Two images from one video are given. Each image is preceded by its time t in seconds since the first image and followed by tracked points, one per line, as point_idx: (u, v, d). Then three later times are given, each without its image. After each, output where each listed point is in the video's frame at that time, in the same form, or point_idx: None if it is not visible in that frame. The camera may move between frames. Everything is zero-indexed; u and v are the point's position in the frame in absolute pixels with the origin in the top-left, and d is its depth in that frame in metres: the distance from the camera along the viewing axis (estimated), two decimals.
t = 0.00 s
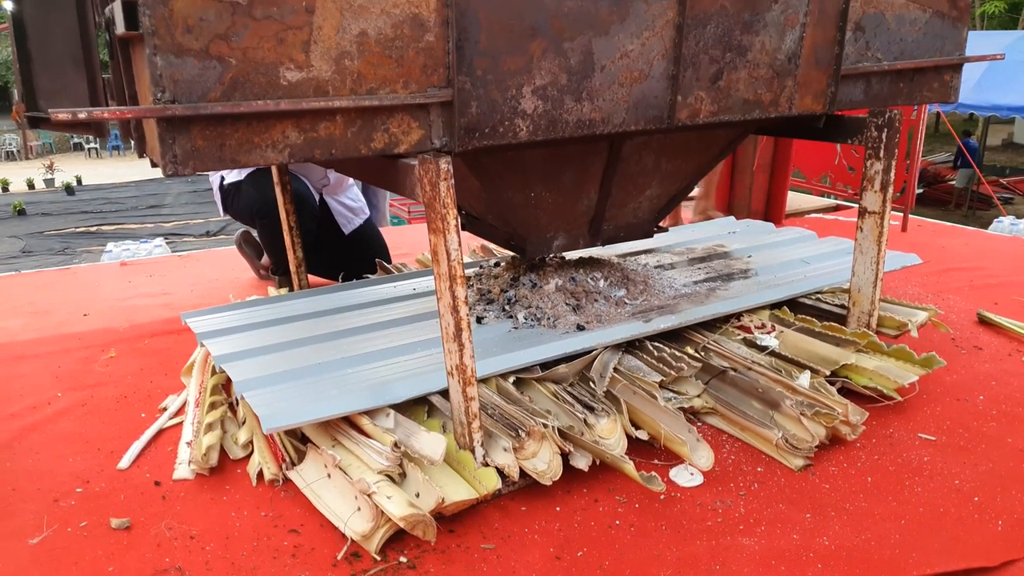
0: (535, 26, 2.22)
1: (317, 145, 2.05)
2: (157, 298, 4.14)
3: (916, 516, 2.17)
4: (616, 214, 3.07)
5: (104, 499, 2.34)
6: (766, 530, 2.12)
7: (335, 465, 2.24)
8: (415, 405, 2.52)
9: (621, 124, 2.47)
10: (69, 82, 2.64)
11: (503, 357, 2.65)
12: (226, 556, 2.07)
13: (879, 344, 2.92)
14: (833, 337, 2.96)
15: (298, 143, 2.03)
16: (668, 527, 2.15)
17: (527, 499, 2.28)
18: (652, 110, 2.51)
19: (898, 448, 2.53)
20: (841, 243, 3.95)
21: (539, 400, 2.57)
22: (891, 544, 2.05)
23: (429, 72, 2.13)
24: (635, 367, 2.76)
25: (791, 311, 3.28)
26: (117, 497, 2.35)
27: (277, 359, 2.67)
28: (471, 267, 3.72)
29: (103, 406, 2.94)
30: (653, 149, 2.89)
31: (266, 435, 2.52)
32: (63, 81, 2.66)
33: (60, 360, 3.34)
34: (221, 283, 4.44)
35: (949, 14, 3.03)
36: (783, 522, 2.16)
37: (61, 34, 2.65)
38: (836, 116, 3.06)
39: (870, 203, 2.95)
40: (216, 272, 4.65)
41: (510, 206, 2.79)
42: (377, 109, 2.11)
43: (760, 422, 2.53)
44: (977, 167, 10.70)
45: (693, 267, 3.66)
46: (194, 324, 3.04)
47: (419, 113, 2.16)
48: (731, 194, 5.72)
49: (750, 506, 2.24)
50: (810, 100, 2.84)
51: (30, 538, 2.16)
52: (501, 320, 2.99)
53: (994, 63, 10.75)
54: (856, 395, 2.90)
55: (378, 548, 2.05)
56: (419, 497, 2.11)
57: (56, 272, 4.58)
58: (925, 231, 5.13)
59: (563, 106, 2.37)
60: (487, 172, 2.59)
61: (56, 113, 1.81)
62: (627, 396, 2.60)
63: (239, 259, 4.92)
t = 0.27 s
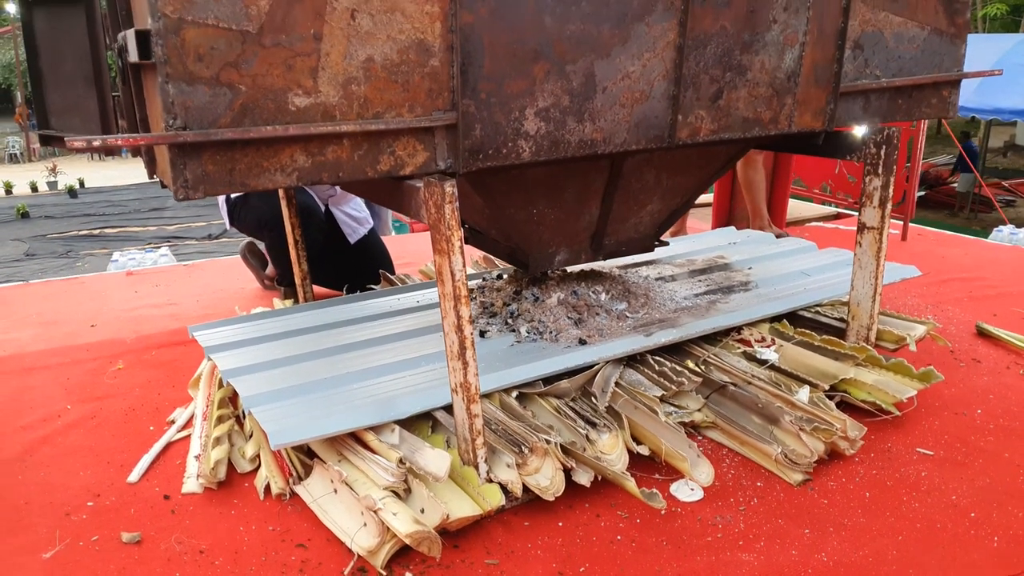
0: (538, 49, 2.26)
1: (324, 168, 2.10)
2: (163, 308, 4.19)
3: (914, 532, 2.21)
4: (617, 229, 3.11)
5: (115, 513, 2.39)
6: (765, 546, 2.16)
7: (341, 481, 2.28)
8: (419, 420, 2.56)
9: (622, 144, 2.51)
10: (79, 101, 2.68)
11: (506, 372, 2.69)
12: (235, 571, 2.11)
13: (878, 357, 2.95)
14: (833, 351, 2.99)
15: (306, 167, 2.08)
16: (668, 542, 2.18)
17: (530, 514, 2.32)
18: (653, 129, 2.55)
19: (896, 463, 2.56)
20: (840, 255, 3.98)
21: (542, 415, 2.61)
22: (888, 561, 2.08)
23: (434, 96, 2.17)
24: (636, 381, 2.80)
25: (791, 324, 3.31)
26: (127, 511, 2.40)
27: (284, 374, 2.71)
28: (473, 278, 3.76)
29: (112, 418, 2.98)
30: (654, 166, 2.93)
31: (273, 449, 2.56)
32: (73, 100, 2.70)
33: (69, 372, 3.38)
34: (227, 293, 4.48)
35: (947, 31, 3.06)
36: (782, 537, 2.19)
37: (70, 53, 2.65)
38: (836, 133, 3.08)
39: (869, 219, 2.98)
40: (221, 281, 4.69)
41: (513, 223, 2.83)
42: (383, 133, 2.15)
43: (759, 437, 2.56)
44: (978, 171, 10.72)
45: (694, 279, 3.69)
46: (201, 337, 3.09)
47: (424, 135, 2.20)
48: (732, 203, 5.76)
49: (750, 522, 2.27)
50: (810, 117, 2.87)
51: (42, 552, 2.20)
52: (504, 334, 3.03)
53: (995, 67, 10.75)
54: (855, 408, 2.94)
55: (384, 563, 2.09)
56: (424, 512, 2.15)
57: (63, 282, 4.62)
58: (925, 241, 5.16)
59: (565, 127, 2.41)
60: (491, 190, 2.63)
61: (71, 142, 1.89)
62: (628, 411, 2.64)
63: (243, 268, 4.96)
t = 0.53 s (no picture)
0: (540, 67, 2.29)
1: (330, 185, 2.13)
2: (168, 316, 4.22)
3: (911, 544, 2.23)
4: (618, 240, 3.14)
5: (123, 524, 2.42)
6: (764, 557, 2.19)
7: (345, 492, 2.31)
8: (422, 431, 2.59)
9: (623, 159, 2.54)
10: (87, 116, 2.71)
11: (508, 383, 2.72)
12: None
13: (876, 368, 2.98)
14: (832, 362, 3.00)
15: (312, 184, 2.11)
16: (668, 554, 2.21)
17: (532, 525, 2.35)
18: (654, 144, 2.58)
19: (894, 474, 2.59)
20: (840, 264, 4.01)
21: (544, 426, 2.64)
22: (886, 573, 2.11)
23: (438, 114, 2.20)
24: (637, 392, 2.84)
25: (790, 334, 3.34)
26: (135, 522, 2.43)
27: (289, 385, 2.75)
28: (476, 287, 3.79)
29: (119, 428, 3.02)
30: (655, 179, 2.96)
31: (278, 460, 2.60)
32: (81, 115, 2.73)
33: (76, 381, 3.42)
34: (231, 300, 4.52)
35: (945, 45, 3.09)
36: (781, 549, 2.22)
37: (79, 69, 2.68)
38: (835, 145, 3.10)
39: (868, 231, 3.01)
40: (225, 289, 4.73)
41: (515, 236, 2.87)
42: (388, 150, 2.19)
43: (759, 448, 2.59)
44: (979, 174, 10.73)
45: (694, 288, 3.73)
46: (206, 347, 3.13)
47: (428, 153, 2.24)
48: (733, 211, 5.79)
49: (749, 533, 2.30)
50: (809, 130, 2.90)
51: (52, 563, 2.24)
52: (505, 344, 3.07)
53: (996, 69, 10.76)
54: (853, 419, 2.97)
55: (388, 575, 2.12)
56: (427, 524, 2.18)
57: (69, 289, 4.66)
58: (925, 248, 5.19)
59: (567, 143, 2.44)
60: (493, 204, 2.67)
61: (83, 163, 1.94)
62: (629, 422, 2.66)
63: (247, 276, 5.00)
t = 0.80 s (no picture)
0: (543, 81, 2.32)
1: (336, 200, 2.16)
2: (173, 323, 4.25)
3: (910, 554, 2.26)
4: (620, 250, 3.17)
5: (131, 532, 2.45)
6: (764, 567, 2.21)
7: (351, 502, 2.34)
8: (426, 440, 2.62)
9: (625, 171, 2.57)
10: (95, 128, 2.74)
11: (512, 393, 2.75)
12: None
13: (877, 377, 2.99)
14: (832, 371, 3.05)
15: (318, 199, 2.14)
16: (670, 563, 2.24)
17: (535, 535, 2.38)
18: (655, 156, 2.61)
19: (894, 483, 2.61)
20: (841, 271, 4.03)
21: (546, 435, 2.66)
22: None
23: (442, 129, 2.23)
24: (639, 401, 2.86)
25: (791, 342, 3.37)
26: (142, 530, 2.46)
27: (294, 394, 2.78)
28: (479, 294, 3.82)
29: (125, 436, 3.05)
30: (657, 189, 2.99)
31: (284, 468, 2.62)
32: (89, 126, 2.76)
33: (82, 388, 3.45)
34: (235, 306, 4.55)
35: (945, 55, 3.11)
36: (781, 559, 2.25)
37: (87, 81, 2.71)
38: (835, 156, 3.13)
39: (868, 241, 3.03)
40: (229, 295, 4.75)
41: (518, 246, 2.90)
42: (393, 165, 2.22)
43: (759, 457, 2.62)
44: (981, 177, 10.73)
45: (696, 296, 3.75)
46: (212, 356, 3.16)
47: (433, 167, 2.26)
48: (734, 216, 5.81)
49: (749, 542, 2.33)
50: (810, 141, 2.93)
51: (61, 571, 2.27)
52: (508, 353, 3.09)
53: (997, 72, 10.76)
54: (854, 428, 2.99)
55: None
56: (431, 534, 2.21)
57: (74, 295, 4.69)
58: (925, 254, 5.21)
59: (570, 155, 2.47)
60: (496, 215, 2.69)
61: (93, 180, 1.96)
62: (631, 432, 2.70)
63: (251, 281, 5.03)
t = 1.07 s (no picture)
0: (546, 100, 2.34)
1: (342, 219, 2.18)
2: (177, 332, 4.28)
3: (910, 570, 2.27)
4: (622, 263, 3.19)
5: (137, 546, 2.47)
6: None
7: (355, 517, 2.36)
8: (430, 454, 2.64)
9: (628, 188, 2.59)
10: (102, 144, 2.76)
11: (515, 407, 2.77)
12: None
13: (878, 391, 3.01)
14: (833, 384, 3.07)
15: (324, 218, 2.16)
16: None
17: (538, 550, 2.40)
18: (658, 173, 2.63)
19: (895, 498, 2.63)
20: (842, 282, 4.05)
21: (550, 449, 2.69)
22: None
23: (447, 148, 2.26)
24: (641, 415, 2.89)
25: (792, 354, 3.39)
26: (148, 544, 2.48)
27: (299, 408, 2.80)
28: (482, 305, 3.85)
29: (130, 448, 3.07)
30: (659, 204, 3.01)
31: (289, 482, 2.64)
32: (96, 142, 2.79)
33: (88, 399, 3.47)
34: (239, 315, 4.57)
35: (945, 70, 3.13)
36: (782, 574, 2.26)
37: (94, 98, 2.74)
38: (836, 170, 3.14)
39: (869, 254, 3.05)
40: (232, 303, 4.78)
41: (521, 260, 2.92)
42: (398, 184, 2.24)
43: (761, 471, 2.64)
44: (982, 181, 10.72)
45: (697, 307, 3.77)
46: (217, 368, 3.18)
47: (437, 186, 2.29)
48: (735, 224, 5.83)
49: (751, 557, 2.34)
50: (811, 156, 2.95)
51: None
52: (511, 366, 3.11)
53: (998, 75, 10.74)
54: (855, 441, 3.01)
55: None
56: (435, 550, 2.23)
57: (78, 304, 4.71)
58: (926, 262, 5.22)
59: (573, 173, 2.49)
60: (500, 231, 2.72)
61: (102, 201, 1.99)
62: (633, 446, 2.72)
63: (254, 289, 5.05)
